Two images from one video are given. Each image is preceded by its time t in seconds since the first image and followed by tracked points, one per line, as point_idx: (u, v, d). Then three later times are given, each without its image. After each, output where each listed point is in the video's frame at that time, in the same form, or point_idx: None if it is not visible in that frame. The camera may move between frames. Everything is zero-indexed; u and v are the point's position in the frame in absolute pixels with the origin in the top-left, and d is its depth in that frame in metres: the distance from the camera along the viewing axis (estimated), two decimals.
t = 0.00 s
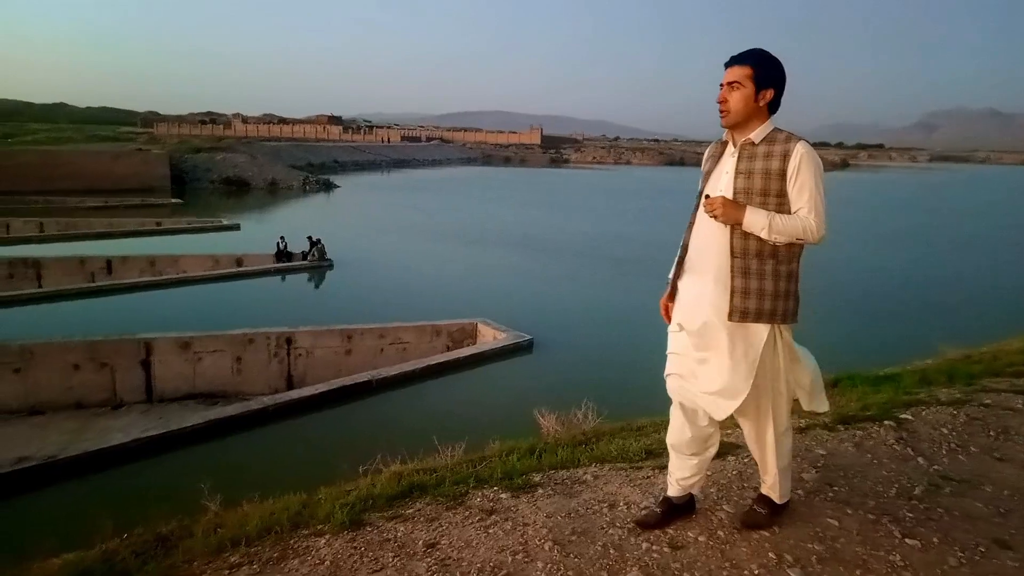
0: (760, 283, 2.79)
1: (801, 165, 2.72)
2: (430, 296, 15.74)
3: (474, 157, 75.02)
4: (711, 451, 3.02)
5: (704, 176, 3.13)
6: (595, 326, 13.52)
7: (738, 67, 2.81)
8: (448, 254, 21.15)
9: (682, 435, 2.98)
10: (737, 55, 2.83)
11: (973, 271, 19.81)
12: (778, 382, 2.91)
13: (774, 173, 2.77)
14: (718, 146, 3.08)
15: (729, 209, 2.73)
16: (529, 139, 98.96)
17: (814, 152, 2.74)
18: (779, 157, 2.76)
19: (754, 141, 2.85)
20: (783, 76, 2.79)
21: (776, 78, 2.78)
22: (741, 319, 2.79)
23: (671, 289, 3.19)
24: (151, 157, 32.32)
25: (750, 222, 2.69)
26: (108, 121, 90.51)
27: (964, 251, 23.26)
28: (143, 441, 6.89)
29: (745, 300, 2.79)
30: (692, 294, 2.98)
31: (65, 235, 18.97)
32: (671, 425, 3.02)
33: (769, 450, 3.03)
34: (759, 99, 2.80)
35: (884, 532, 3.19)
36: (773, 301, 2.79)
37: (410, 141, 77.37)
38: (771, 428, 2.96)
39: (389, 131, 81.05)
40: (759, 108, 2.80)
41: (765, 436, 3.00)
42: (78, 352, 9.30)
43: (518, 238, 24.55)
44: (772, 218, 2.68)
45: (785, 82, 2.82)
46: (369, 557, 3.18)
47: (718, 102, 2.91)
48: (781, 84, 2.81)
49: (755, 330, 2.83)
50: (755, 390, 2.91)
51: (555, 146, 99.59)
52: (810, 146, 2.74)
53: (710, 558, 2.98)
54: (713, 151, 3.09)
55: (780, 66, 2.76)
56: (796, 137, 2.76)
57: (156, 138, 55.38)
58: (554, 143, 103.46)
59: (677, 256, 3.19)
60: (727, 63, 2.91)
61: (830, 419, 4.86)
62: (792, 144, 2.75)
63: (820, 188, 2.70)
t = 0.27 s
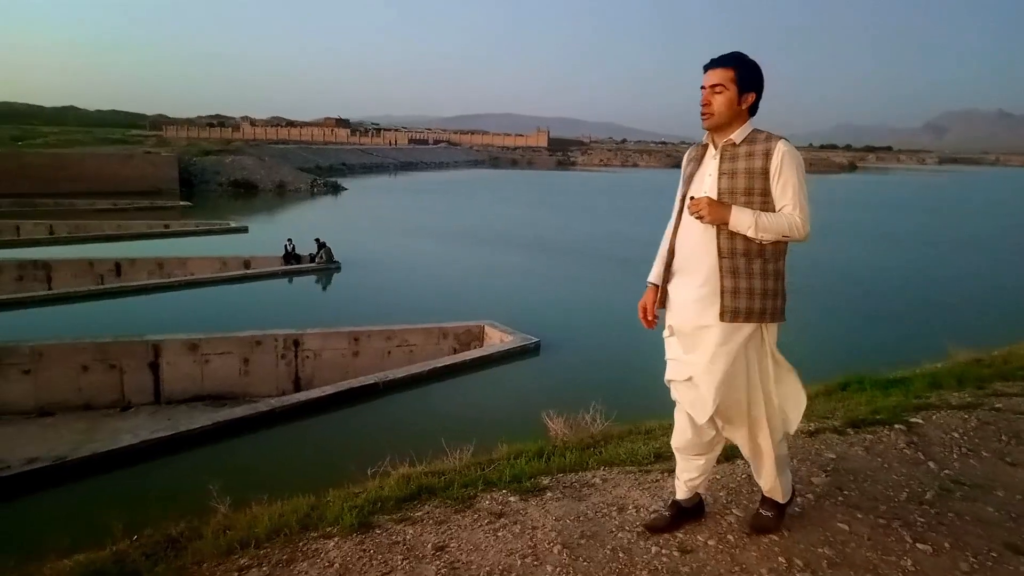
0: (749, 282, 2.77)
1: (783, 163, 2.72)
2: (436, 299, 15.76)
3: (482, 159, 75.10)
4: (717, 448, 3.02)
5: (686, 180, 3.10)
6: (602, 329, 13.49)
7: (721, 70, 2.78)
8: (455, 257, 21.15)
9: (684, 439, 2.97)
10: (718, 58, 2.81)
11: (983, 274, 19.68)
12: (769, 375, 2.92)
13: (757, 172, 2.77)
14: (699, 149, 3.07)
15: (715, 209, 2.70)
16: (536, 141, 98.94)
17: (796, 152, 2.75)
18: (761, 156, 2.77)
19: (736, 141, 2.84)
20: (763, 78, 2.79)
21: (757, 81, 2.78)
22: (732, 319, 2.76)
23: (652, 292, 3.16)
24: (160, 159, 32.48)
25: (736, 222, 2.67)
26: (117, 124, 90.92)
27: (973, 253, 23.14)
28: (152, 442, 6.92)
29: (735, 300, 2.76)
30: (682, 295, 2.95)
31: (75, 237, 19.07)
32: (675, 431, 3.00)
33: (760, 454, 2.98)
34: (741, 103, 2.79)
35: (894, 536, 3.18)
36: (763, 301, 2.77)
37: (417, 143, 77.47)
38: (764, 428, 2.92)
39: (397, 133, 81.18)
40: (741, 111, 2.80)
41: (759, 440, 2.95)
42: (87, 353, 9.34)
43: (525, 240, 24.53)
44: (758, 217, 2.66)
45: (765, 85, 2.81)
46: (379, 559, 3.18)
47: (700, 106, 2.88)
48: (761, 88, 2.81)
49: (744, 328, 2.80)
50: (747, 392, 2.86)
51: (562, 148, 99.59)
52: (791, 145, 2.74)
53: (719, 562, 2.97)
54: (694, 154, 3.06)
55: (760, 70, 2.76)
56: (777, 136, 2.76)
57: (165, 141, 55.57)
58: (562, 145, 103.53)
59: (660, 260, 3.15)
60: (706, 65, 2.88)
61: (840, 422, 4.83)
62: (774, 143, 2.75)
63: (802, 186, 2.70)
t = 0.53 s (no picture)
0: (749, 280, 2.77)
1: (774, 160, 2.74)
2: (439, 299, 15.75)
3: (484, 159, 75.07)
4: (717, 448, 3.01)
5: (675, 183, 3.06)
6: (605, 329, 13.47)
7: (713, 71, 2.75)
8: (458, 257, 21.14)
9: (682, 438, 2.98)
10: (707, 59, 2.78)
11: (987, 275, 19.62)
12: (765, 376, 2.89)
13: (749, 169, 2.77)
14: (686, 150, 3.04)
15: (711, 209, 2.69)
16: (539, 141, 98.84)
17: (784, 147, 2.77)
18: (751, 153, 2.77)
19: (726, 140, 2.84)
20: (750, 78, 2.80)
21: (742, 80, 2.79)
22: (732, 317, 2.75)
23: (642, 296, 3.15)
24: (163, 159, 32.50)
25: (733, 220, 2.67)
26: (120, 123, 90.97)
27: (976, 254, 23.08)
28: (155, 441, 6.93)
29: (735, 299, 2.75)
30: (678, 295, 2.93)
31: (78, 236, 19.08)
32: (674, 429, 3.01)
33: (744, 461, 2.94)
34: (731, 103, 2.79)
35: (899, 537, 3.17)
36: (761, 298, 2.76)
37: (420, 143, 77.44)
38: (754, 430, 2.91)
39: (399, 133, 81.15)
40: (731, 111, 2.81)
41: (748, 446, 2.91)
42: (91, 352, 9.35)
43: (528, 240, 24.51)
44: (755, 214, 2.67)
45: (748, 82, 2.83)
46: (382, 559, 3.18)
47: (692, 108, 2.85)
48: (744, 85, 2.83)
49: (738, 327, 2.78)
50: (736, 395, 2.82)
51: (565, 148, 99.49)
52: (780, 141, 2.76)
53: (723, 563, 2.96)
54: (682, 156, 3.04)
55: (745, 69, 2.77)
56: (765, 133, 2.78)
57: (168, 140, 55.57)
58: (565, 145, 103.49)
59: (651, 263, 3.14)
60: (692, 66, 2.85)
61: (844, 422, 4.82)
62: (764, 140, 2.76)
63: (794, 182, 2.73)
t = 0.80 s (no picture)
0: (746, 283, 2.76)
1: (768, 163, 2.74)
2: (438, 300, 15.75)
3: (485, 161, 75.10)
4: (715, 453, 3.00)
5: (669, 188, 3.05)
6: (605, 331, 13.45)
7: (707, 74, 2.77)
8: (457, 259, 21.13)
9: (680, 440, 2.98)
10: (702, 62, 2.79)
11: (987, 278, 19.61)
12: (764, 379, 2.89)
13: (743, 172, 2.77)
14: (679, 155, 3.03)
15: (706, 207, 2.68)
16: (539, 143, 98.84)
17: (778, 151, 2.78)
18: (745, 156, 2.77)
19: (720, 143, 2.84)
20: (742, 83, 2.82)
21: (736, 85, 2.81)
22: (730, 319, 2.73)
23: (644, 304, 3.11)
24: (164, 161, 32.54)
25: (729, 220, 2.67)
26: (121, 124, 91.00)
27: (977, 257, 23.07)
28: (154, 443, 6.93)
29: (731, 300, 2.73)
30: (674, 298, 2.92)
31: (78, 237, 19.08)
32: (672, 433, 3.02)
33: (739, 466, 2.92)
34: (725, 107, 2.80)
35: (899, 542, 3.17)
36: (757, 300, 2.76)
37: (420, 145, 77.45)
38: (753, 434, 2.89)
39: (399, 135, 81.16)
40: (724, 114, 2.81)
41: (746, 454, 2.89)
42: (90, 353, 9.34)
43: (528, 243, 24.50)
44: (750, 214, 2.67)
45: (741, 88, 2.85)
46: (380, 562, 3.17)
47: (686, 111, 2.85)
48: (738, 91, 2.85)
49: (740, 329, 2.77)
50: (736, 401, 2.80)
51: (565, 151, 99.54)
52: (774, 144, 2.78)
53: (722, 567, 2.95)
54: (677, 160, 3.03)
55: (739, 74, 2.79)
56: (758, 136, 2.78)
57: (168, 141, 55.58)
58: (565, 147, 103.50)
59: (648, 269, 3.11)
60: (684, 70, 2.86)
61: (843, 426, 4.82)
62: (758, 143, 2.77)
63: (788, 185, 2.73)
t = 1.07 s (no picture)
0: (751, 280, 2.77)
1: (769, 160, 2.76)
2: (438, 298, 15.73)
3: (484, 159, 74.99)
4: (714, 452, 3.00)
5: (669, 187, 3.03)
6: (604, 330, 13.45)
7: (706, 72, 2.75)
8: (456, 257, 21.12)
9: (679, 438, 2.98)
10: (701, 60, 2.77)
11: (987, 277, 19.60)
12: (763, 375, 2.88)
13: (745, 170, 2.77)
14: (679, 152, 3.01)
15: (713, 205, 2.66)
16: (539, 141, 98.75)
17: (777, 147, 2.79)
18: (747, 154, 2.77)
19: (720, 141, 2.83)
20: (739, 80, 2.82)
21: (734, 82, 2.80)
22: (736, 317, 2.73)
23: (643, 304, 3.11)
24: (163, 158, 32.48)
25: (734, 218, 2.66)
26: (120, 122, 90.88)
27: (976, 256, 23.07)
28: (153, 441, 6.93)
29: (737, 299, 2.73)
30: (676, 296, 2.92)
31: (77, 235, 19.06)
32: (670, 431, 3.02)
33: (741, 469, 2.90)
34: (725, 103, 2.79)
35: (898, 539, 3.16)
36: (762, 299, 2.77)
37: (419, 143, 77.37)
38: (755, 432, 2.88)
39: (399, 132, 81.06)
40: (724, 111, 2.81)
41: (749, 452, 2.89)
42: (89, 351, 9.33)
43: (528, 241, 24.48)
44: (755, 213, 2.67)
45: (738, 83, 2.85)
46: (379, 560, 3.17)
47: (686, 109, 2.83)
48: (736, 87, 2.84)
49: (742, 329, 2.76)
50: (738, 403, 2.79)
51: (564, 148, 99.43)
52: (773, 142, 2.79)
53: (722, 564, 2.95)
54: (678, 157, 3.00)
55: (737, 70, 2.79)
56: (757, 133, 2.80)
57: (167, 139, 55.48)
58: (564, 145, 103.38)
59: (647, 268, 3.10)
60: (683, 67, 2.83)
61: (842, 424, 4.81)
62: (758, 140, 2.78)
63: (789, 182, 2.75)
